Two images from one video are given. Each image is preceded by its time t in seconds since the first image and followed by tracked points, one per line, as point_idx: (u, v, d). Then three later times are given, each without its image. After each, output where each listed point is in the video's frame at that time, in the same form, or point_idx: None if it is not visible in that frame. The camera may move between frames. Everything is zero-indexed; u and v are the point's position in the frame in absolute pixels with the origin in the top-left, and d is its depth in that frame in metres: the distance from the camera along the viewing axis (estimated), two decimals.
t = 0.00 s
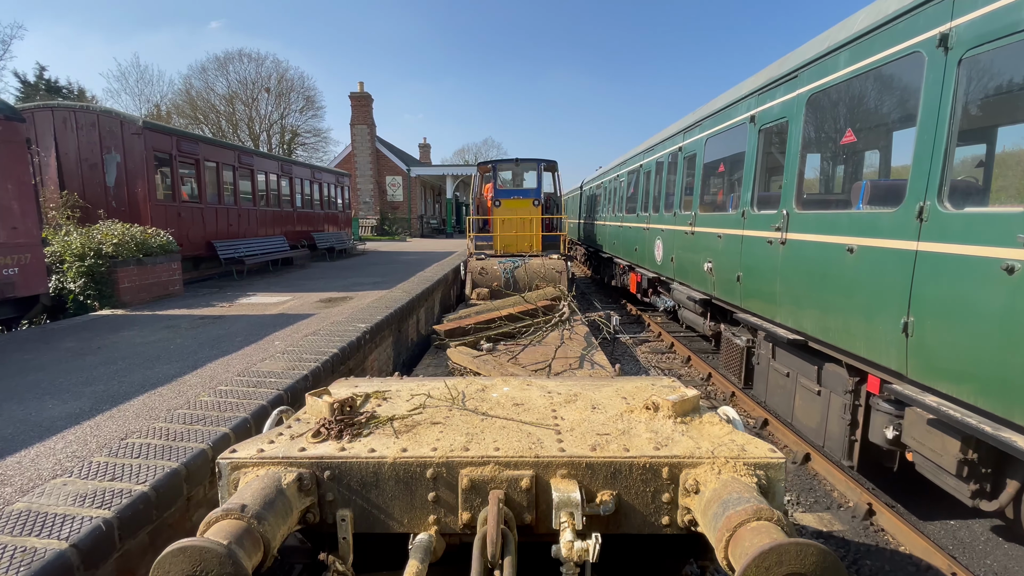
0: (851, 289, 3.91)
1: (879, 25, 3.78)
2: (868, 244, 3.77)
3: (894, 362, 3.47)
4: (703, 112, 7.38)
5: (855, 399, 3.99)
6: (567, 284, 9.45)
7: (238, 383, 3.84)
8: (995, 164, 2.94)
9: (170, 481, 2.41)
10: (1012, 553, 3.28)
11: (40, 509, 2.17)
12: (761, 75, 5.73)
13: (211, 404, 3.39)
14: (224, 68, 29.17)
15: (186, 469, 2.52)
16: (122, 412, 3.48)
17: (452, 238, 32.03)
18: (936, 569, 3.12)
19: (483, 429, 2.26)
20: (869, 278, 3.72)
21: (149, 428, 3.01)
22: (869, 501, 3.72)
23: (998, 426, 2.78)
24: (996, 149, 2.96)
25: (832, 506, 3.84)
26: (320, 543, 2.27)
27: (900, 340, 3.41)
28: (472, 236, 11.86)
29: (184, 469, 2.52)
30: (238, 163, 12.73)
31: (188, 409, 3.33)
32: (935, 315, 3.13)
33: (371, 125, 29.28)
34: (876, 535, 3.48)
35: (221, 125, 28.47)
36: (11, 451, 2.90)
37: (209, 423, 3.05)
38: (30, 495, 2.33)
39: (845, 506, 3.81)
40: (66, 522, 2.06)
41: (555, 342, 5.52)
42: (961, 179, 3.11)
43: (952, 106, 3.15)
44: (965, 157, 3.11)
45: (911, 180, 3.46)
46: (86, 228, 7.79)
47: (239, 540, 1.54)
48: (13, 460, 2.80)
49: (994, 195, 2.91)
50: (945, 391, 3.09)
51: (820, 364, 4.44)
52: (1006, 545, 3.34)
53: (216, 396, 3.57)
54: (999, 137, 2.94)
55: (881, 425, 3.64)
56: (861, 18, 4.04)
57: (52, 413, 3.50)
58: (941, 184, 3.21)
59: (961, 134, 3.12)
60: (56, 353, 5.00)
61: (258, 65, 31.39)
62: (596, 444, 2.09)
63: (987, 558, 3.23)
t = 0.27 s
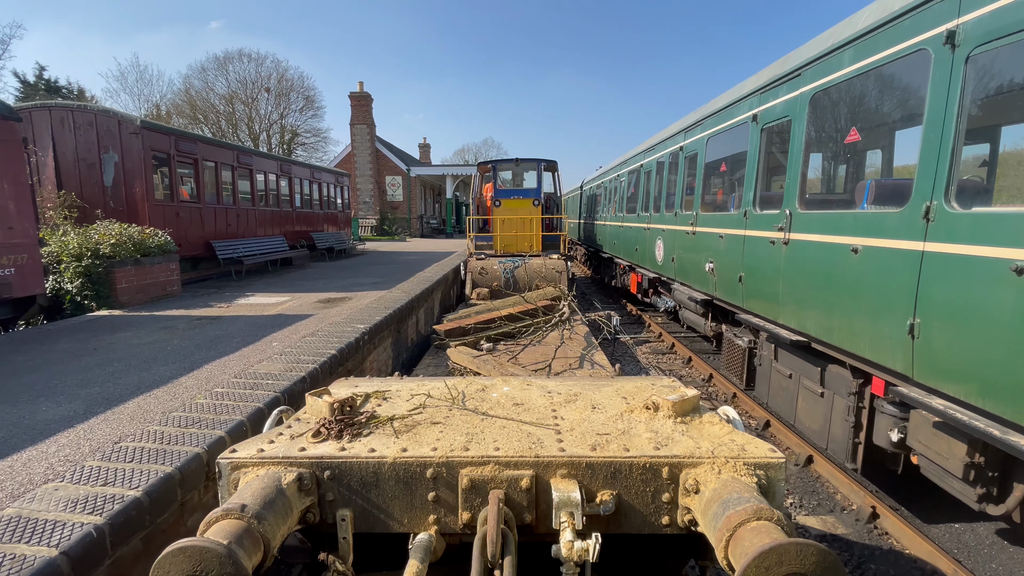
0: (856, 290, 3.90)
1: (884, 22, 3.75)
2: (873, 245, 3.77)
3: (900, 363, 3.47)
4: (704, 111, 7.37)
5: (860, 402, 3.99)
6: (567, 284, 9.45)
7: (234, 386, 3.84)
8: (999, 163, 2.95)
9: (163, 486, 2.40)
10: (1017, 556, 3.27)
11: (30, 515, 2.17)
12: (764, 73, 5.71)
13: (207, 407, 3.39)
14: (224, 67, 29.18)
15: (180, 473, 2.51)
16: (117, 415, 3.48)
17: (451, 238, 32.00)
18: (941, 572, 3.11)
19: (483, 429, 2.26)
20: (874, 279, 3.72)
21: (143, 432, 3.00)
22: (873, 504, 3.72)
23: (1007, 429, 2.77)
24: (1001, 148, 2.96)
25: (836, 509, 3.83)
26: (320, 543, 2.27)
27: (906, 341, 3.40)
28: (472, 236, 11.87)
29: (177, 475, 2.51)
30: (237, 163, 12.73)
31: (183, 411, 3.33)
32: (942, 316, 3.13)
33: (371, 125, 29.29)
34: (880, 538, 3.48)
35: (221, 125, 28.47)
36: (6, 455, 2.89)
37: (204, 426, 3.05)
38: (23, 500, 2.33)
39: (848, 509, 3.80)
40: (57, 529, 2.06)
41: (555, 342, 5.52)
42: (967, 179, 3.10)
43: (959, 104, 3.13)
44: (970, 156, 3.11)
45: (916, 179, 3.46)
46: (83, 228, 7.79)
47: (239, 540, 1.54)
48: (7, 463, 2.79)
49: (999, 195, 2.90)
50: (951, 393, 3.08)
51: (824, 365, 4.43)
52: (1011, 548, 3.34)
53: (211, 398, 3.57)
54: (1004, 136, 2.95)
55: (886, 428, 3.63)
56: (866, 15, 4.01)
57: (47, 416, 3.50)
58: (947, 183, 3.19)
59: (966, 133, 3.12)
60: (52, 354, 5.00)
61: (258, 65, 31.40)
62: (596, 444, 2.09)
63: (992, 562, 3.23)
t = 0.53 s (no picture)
0: (858, 290, 3.90)
1: (887, 20, 3.74)
2: (876, 245, 3.76)
3: (903, 364, 3.46)
4: (705, 111, 7.37)
5: (862, 403, 3.99)
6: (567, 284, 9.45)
7: (232, 387, 3.84)
8: (1001, 163, 2.95)
9: (158, 489, 2.40)
10: (1019, 558, 3.27)
11: (24, 519, 2.16)
12: (766, 72, 5.70)
13: (204, 409, 3.39)
14: (224, 67, 29.19)
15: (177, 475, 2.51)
16: (115, 416, 3.48)
17: (451, 238, 32.00)
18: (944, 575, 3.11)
19: (483, 429, 2.26)
20: (877, 279, 3.72)
21: (139, 434, 3.00)
22: (876, 506, 3.72)
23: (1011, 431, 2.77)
24: (1004, 148, 2.96)
25: (838, 511, 3.83)
26: (320, 543, 2.27)
27: (909, 342, 3.40)
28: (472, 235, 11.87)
29: (175, 476, 2.52)
30: (236, 162, 12.73)
31: (180, 413, 3.33)
32: (946, 317, 3.12)
33: (371, 125, 29.30)
34: (883, 540, 3.47)
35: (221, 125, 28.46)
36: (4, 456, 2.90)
37: (200, 429, 3.04)
38: (19, 501, 2.33)
39: (851, 511, 3.80)
40: (51, 532, 2.06)
41: (555, 342, 5.52)
42: (971, 178, 3.09)
43: (963, 103, 3.12)
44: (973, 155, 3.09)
45: (919, 180, 3.45)
46: (82, 228, 7.78)
47: (239, 539, 1.54)
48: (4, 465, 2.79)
49: (1002, 195, 2.90)
50: (955, 395, 3.08)
51: (825, 366, 4.43)
52: (1014, 551, 3.34)
53: (208, 400, 3.57)
54: (1006, 136, 2.95)
55: (888, 430, 3.63)
56: (869, 13, 4.01)
57: (45, 417, 3.50)
58: (951, 183, 3.18)
59: (968, 133, 3.12)
60: (50, 355, 5.00)
61: (258, 65, 31.37)
62: (596, 444, 2.09)
63: (995, 564, 3.23)
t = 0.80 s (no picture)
0: (860, 291, 3.90)
1: (888, 20, 3.74)
2: (878, 245, 3.76)
3: (905, 365, 3.47)
4: (705, 111, 7.36)
5: (863, 403, 3.99)
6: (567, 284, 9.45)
7: (232, 387, 3.85)
8: (1003, 163, 2.95)
9: (156, 491, 2.40)
10: (1021, 560, 3.27)
11: (23, 520, 2.17)
12: (766, 71, 5.70)
13: (203, 409, 3.39)
14: (224, 67, 29.18)
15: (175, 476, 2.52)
16: (114, 416, 3.48)
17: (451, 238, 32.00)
18: None
19: (483, 428, 2.26)
20: (878, 280, 3.72)
21: (137, 435, 2.99)
22: (877, 506, 3.72)
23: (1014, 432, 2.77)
24: (1005, 148, 2.96)
25: (839, 512, 3.83)
26: (320, 543, 2.27)
27: (911, 343, 3.40)
28: (472, 235, 11.87)
29: (173, 479, 2.51)
30: (236, 162, 12.73)
31: (179, 414, 3.32)
32: (948, 317, 3.12)
33: (371, 125, 29.29)
34: (884, 541, 3.47)
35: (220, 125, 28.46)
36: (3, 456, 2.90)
37: (200, 429, 3.05)
38: (17, 502, 2.33)
39: (852, 512, 3.80)
40: (49, 534, 2.06)
41: (555, 342, 5.52)
42: (972, 178, 3.09)
43: (965, 103, 3.12)
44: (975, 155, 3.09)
45: (921, 180, 3.45)
46: (81, 228, 7.78)
47: (239, 539, 1.54)
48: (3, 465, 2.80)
49: (1004, 195, 2.90)
50: (957, 396, 3.08)
51: (826, 367, 4.43)
52: (1015, 552, 3.34)
53: (208, 400, 3.57)
54: (1007, 136, 2.95)
55: (889, 430, 3.62)
56: (870, 13, 4.01)
57: (44, 417, 3.50)
58: (953, 183, 3.18)
59: (969, 133, 3.12)
60: (49, 355, 5.00)
61: (258, 64, 31.39)
62: (596, 443, 2.10)
63: (996, 565, 3.23)
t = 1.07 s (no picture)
0: (861, 290, 3.90)
1: (888, 20, 3.75)
2: (877, 245, 3.77)
3: (904, 364, 3.47)
4: (706, 111, 7.36)
5: (863, 403, 3.99)
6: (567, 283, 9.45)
7: (232, 387, 3.85)
8: (1002, 164, 2.95)
9: (156, 491, 2.40)
10: (1021, 559, 3.27)
11: (23, 520, 2.17)
12: (766, 71, 5.70)
13: (204, 409, 3.39)
14: (224, 67, 29.20)
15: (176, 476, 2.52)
16: (114, 416, 3.48)
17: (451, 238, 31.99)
18: None
19: (483, 428, 2.26)
20: (878, 280, 3.72)
21: (138, 435, 3.00)
22: (877, 506, 3.72)
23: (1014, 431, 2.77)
24: (1004, 149, 2.97)
25: (839, 512, 3.83)
26: (320, 543, 2.27)
27: (910, 343, 3.40)
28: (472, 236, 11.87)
29: (172, 480, 2.50)
30: (236, 162, 12.73)
31: (179, 414, 3.33)
32: (948, 317, 3.12)
33: (371, 125, 29.29)
34: (884, 541, 3.47)
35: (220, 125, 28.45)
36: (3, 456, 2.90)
37: (201, 428, 3.05)
38: (18, 502, 2.33)
39: (853, 511, 3.80)
40: (49, 534, 2.06)
41: (555, 341, 5.52)
42: (972, 178, 3.09)
43: (965, 103, 3.12)
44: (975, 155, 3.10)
45: (921, 180, 3.45)
46: (81, 228, 7.78)
47: (239, 539, 1.54)
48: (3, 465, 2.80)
49: (1003, 195, 2.90)
50: (957, 396, 3.08)
51: (826, 366, 4.44)
52: (1015, 552, 3.34)
53: (208, 400, 3.57)
54: (1007, 136, 2.95)
55: (889, 430, 3.63)
56: (870, 13, 4.01)
57: (44, 417, 3.50)
58: (953, 183, 3.18)
59: (968, 133, 3.12)
60: (50, 355, 5.00)
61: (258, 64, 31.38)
62: (596, 443, 2.10)
63: (996, 565, 3.23)
